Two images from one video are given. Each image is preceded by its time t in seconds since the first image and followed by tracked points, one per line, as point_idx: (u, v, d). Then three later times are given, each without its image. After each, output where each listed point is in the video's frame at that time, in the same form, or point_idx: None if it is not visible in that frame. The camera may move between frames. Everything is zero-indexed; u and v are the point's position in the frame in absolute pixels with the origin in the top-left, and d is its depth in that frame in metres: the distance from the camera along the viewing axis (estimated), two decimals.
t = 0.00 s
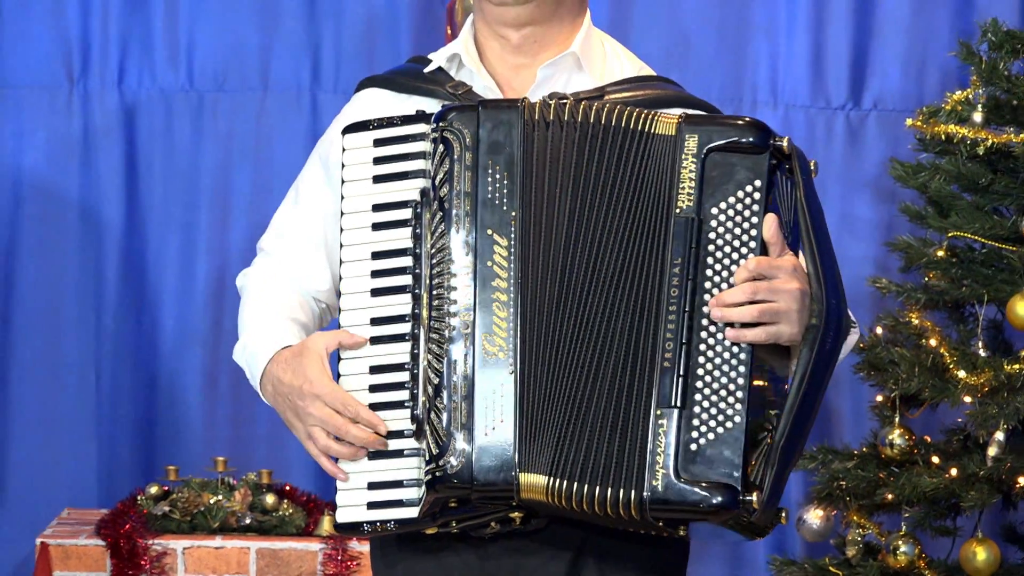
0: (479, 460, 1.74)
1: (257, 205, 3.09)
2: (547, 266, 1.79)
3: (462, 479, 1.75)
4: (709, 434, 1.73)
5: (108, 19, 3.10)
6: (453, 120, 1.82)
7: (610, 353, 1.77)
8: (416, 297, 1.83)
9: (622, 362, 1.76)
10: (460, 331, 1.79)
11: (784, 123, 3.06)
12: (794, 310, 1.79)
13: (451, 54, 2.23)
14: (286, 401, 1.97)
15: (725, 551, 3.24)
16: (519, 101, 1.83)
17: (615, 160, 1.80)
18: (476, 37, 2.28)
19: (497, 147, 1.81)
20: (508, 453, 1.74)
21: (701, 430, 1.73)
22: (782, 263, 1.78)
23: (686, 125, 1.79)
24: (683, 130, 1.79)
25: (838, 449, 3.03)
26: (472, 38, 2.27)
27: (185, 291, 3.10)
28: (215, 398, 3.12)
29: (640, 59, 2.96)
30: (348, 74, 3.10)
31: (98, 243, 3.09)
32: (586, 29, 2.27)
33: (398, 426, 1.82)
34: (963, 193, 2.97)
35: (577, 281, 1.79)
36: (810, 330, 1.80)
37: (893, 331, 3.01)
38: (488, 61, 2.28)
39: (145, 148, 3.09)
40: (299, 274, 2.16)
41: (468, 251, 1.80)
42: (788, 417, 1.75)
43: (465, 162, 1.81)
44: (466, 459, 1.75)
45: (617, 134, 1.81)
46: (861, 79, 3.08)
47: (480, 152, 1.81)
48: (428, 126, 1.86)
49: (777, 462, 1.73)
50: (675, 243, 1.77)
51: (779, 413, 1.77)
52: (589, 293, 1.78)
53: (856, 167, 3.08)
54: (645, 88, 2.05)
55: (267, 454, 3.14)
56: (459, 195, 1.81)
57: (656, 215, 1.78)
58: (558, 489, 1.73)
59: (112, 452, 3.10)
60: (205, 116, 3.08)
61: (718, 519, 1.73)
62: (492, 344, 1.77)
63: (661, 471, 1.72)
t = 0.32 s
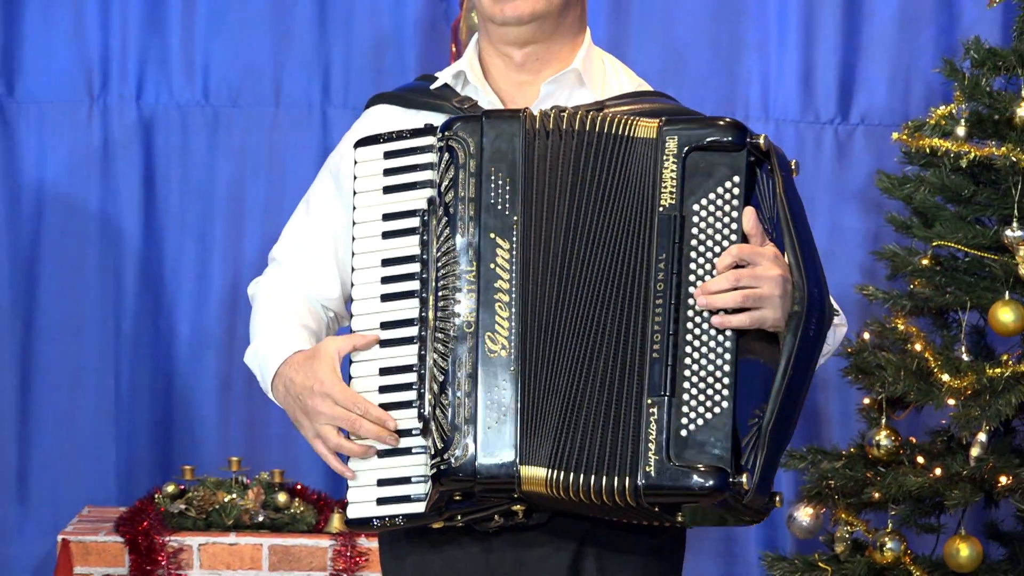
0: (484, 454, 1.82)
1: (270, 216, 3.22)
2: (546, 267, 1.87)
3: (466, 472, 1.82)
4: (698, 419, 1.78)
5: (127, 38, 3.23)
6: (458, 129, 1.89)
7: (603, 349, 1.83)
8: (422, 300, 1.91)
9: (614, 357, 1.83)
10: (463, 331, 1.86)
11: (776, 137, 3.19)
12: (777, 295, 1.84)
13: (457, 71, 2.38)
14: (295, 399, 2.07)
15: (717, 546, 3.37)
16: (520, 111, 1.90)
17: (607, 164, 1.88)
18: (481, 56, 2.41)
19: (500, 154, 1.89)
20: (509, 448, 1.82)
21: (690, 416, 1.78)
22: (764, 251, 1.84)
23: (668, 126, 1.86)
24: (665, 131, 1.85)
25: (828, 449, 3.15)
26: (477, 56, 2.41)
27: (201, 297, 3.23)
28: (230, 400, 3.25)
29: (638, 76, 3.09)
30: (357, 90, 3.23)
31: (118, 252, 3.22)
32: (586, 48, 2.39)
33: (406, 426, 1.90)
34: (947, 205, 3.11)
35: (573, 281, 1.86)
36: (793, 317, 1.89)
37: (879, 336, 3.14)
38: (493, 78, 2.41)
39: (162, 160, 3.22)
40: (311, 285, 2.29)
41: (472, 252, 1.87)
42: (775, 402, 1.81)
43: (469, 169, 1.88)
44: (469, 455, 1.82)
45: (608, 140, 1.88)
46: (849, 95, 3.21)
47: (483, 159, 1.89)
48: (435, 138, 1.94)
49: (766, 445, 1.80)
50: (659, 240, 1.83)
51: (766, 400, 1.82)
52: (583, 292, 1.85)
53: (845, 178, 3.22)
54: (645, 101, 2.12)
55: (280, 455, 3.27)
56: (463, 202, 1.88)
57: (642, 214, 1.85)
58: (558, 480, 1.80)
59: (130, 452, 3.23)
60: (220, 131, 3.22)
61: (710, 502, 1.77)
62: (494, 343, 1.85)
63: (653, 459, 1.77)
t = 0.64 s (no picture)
0: (486, 462, 1.94)
1: (281, 225, 3.36)
2: (545, 280, 1.99)
3: (471, 478, 1.94)
4: (683, 421, 1.90)
5: (143, 55, 3.36)
6: (459, 147, 2.02)
7: (597, 357, 1.95)
8: (426, 311, 2.02)
9: (607, 365, 1.95)
10: (467, 343, 1.98)
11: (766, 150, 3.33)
12: (754, 302, 1.95)
13: (455, 89, 2.49)
14: (299, 415, 2.21)
15: (709, 541, 3.50)
16: (519, 130, 2.03)
17: (596, 180, 2.00)
18: (480, 76, 2.53)
19: (500, 172, 2.01)
20: (511, 454, 1.94)
21: (674, 418, 1.90)
22: (741, 259, 1.95)
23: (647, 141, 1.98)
24: (644, 146, 1.97)
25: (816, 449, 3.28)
26: (476, 76, 2.54)
27: (215, 303, 3.37)
28: (242, 402, 3.39)
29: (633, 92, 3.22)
30: (364, 104, 3.36)
31: (134, 260, 3.35)
32: (579, 65, 2.52)
33: (411, 432, 2.02)
34: (930, 215, 3.24)
35: (569, 294, 1.98)
36: (771, 320, 1.96)
37: (864, 341, 3.26)
38: (494, 96, 2.53)
39: (177, 173, 3.36)
40: (322, 296, 2.42)
41: (475, 267, 1.99)
42: (757, 403, 1.92)
43: (470, 187, 2.01)
44: (474, 461, 1.94)
45: (595, 156, 2.01)
46: (836, 109, 3.34)
47: (484, 177, 2.01)
48: (436, 154, 2.06)
49: (751, 444, 1.90)
50: (641, 251, 1.96)
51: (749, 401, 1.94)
52: (578, 303, 1.97)
53: (832, 189, 3.35)
54: (633, 113, 2.24)
55: (289, 455, 3.40)
56: (465, 217, 2.00)
57: (626, 227, 1.97)
58: (561, 486, 1.92)
59: (146, 453, 3.36)
60: (232, 144, 3.35)
61: (698, 501, 1.88)
62: (496, 354, 1.97)
63: (642, 462, 1.89)
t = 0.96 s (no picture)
0: (487, 468, 2.07)
1: (289, 234, 3.50)
2: (541, 294, 2.12)
3: (471, 482, 2.07)
4: (666, 426, 2.02)
5: (157, 70, 3.50)
6: (458, 164, 2.15)
7: (589, 366, 2.08)
8: (427, 319, 2.15)
9: (597, 373, 2.08)
10: (467, 355, 2.11)
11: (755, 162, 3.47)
12: (734, 312, 2.06)
13: (453, 102, 2.62)
14: (303, 418, 2.32)
15: (700, 537, 3.64)
16: (516, 147, 2.16)
17: (586, 196, 2.13)
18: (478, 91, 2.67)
19: (497, 188, 2.14)
20: (511, 460, 2.07)
21: (658, 423, 2.02)
22: (719, 271, 2.05)
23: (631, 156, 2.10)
24: (628, 161, 2.09)
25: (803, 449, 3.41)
26: (474, 91, 2.67)
27: (226, 309, 3.51)
28: (252, 404, 3.52)
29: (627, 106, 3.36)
30: (369, 117, 3.50)
31: (148, 267, 3.48)
32: (572, 79, 2.66)
33: (413, 435, 2.15)
34: (913, 224, 3.37)
35: (563, 307, 2.11)
36: (750, 328, 2.09)
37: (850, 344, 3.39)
38: (492, 110, 2.66)
39: (190, 183, 3.50)
40: (325, 302, 2.56)
41: (476, 280, 2.12)
42: (737, 408, 2.04)
43: (470, 203, 2.13)
44: (475, 466, 2.07)
45: (584, 173, 2.13)
46: (823, 122, 3.47)
47: (481, 194, 2.14)
48: (436, 167, 2.18)
49: (731, 449, 2.02)
50: (625, 263, 2.08)
51: (730, 406, 2.05)
52: (571, 315, 2.11)
53: (819, 199, 3.49)
54: (626, 124, 2.38)
55: (297, 455, 3.54)
56: (465, 233, 2.14)
57: (611, 240, 2.10)
58: (558, 490, 2.05)
59: (159, 452, 3.49)
60: (243, 156, 3.50)
61: (681, 503, 2.01)
62: (495, 364, 2.10)
63: (627, 465, 2.02)
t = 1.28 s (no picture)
0: (476, 465, 2.18)
1: (291, 243, 3.63)
2: (526, 296, 2.25)
3: (461, 478, 2.18)
4: (644, 419, 2.13)
5: (164, 86, 3.64)
6: (452, 172, 2.28)
7: (569, 365, 2.21)
8: (420, 322, 2.28)
9: (575, 370, 2.20)
10: (458, 354, 2.23)
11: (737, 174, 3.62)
12: (703, 309, 2.17)
13: (448, 115, 2.78)
14: (300, 416, 2.46)
15: (686, 534, 3.78)
16: (505, 156, 2.29)
17: (564, 202, 2.27)
18: (471, 104, 2.80)
19: (487, 195, 2.27)
20: (500, 455, 2.18)
21: (637, 416, 2.13)
22: (684, 271, 2.17)
23: (601, 162, 2.24)
24: (598, 167, 2.23)
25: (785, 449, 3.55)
26: (468, 104, 2.81)
27: (230, 314, 3.64)
28: (255, 406, 3.66)
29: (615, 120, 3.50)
30: (367, 130, 3.63)
31: (156, 275, 3.62)
32: (562, 94, 2.79)
33: (405, 433, 2.26)
34: (890, 233, 3.50)
35: (545, 308, 2.24)
36: (722, 320, 2.20)
37: (829, 349, 3.53)
38: (484, 124, 2.80)
39: (196, 194, 3.64)
40: (325, 308, 2.69)
41: (467, 284, 2.25)
42: (713, 400, 2.15)
43: (461, 210, 2.26)
44: (464, 462, 2.18)
45: (559, 180, 2.28)
46: (803, 136, 3.62)
47: (472, 201, 2.27)
48: (430, 177, 2.31)
49: (710, 438, 2.13)
50: (600, 265, 2.21)
51: (706, 398, 2.17)
52: (551, 316, 2.24)
53: (800, 208, 3.63)
54: (617, 137, 2.52)
55: (299, 456, 3.68)
56: (456, 238, 2.26)
57: (586, 244, 2.24)
58: (545, 485, 2.17)
59: (166, 452, 3.63)
60: (246, 168, 3.63)
61: (663, 491, 2.11)
62: (485, 364, 2.22)
63: (607, 457, 2.13)
